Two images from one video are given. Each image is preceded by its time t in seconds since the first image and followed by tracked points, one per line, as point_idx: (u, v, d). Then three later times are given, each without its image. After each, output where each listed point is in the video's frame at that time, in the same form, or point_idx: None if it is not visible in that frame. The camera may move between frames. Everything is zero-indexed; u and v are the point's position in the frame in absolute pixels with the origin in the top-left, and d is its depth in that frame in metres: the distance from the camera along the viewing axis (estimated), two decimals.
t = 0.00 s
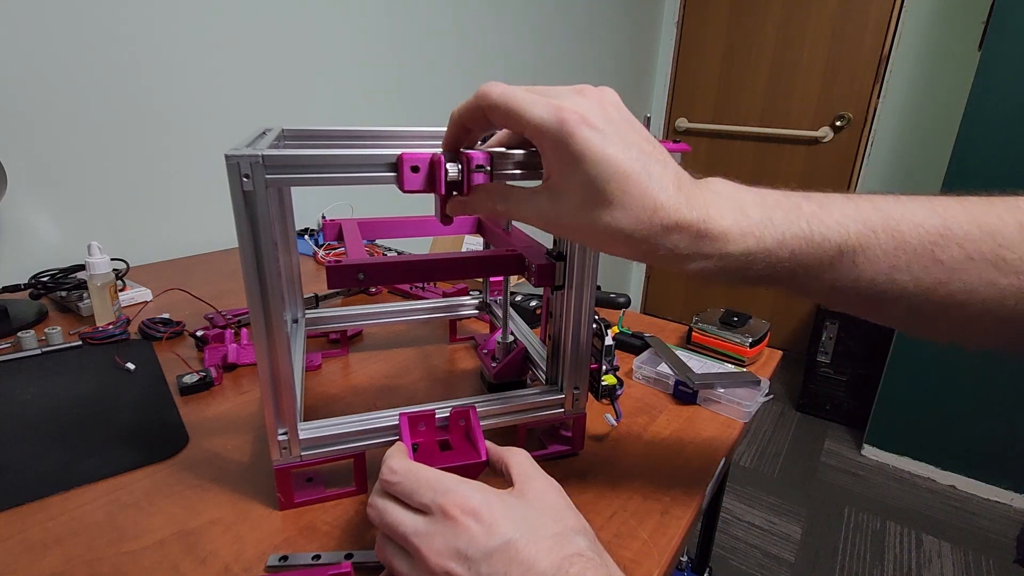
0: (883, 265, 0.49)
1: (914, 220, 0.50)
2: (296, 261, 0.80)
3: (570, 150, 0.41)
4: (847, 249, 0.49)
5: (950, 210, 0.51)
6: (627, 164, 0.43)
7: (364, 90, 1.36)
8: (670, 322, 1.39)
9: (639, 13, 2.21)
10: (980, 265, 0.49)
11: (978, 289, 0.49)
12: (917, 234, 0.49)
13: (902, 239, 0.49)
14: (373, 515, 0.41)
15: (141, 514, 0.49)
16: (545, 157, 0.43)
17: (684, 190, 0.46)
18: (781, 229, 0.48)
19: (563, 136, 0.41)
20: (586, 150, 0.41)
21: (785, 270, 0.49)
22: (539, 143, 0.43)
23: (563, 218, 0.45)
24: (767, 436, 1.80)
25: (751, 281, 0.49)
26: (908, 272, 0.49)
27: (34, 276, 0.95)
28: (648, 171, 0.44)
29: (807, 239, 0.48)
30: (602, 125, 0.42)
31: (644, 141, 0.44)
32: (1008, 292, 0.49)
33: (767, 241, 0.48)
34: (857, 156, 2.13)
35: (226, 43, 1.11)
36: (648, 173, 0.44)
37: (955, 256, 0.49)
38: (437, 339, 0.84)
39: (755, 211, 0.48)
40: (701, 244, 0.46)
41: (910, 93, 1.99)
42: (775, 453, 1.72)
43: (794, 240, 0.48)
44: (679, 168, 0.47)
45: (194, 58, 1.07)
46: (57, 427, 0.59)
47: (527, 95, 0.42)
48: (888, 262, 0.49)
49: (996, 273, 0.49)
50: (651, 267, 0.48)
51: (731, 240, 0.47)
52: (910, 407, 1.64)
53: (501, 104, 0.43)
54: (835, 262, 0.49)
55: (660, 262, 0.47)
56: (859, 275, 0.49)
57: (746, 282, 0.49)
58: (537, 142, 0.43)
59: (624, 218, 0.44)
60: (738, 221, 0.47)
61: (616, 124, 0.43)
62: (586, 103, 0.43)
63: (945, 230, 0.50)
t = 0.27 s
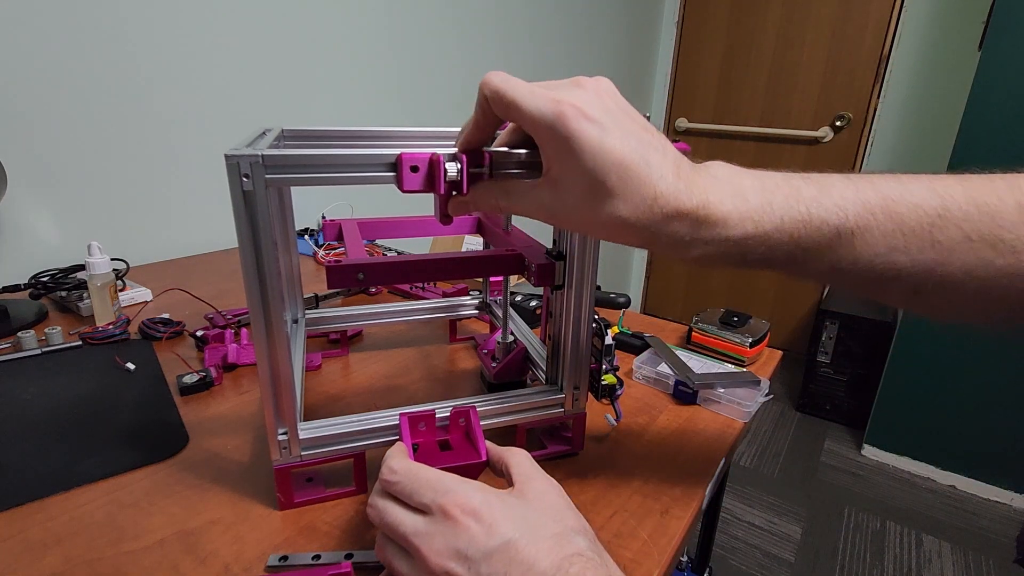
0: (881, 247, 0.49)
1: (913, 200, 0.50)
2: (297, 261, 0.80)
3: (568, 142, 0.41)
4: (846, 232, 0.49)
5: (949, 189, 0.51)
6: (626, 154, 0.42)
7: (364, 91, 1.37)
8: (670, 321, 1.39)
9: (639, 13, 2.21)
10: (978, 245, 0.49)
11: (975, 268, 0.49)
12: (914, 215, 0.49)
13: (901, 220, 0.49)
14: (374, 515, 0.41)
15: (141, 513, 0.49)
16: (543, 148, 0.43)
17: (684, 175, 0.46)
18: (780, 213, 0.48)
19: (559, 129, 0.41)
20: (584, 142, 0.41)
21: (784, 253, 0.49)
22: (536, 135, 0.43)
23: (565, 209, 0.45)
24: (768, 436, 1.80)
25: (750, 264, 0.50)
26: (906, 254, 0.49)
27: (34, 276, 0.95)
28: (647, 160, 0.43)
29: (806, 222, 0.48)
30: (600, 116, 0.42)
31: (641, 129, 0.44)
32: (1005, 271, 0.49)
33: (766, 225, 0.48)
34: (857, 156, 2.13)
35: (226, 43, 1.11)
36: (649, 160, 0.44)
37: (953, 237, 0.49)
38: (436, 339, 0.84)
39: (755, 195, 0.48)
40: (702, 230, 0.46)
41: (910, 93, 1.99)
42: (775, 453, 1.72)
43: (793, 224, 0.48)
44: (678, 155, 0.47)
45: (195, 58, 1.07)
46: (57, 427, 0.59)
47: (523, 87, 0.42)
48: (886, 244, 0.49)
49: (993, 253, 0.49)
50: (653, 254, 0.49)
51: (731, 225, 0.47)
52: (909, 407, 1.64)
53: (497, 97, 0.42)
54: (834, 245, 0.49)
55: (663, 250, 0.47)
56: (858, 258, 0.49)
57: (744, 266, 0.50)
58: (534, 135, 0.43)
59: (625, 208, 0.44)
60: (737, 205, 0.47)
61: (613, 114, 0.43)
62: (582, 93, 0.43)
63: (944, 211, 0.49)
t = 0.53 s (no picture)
0: (881, 245, 0.49)
1: (912, 200, 0.50)
2: (298, 260, 0.80)
3: (566, 140, 0.41)
4: (846, 229, 0.49)
5: (949, 189, 0.51)
6: (625, 151, 0.42)
7: (365, 91, 1.37)
8: (670, 321, 1.39)
9: (639, 13, 2.21)
10: (976, 245, 0.49)
11: (974, 268, 0.49)
12: (913, 215, 0.49)
13: (900, 219, 0.49)
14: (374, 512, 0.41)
15: (141, 513, 0.49)
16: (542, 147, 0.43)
17: (685, 173, 0.46)
18: (780, 210, 0.48)
19: (557, 126, 0.41)
20: (582, 140, 0.41)
21: (784, 251, 0.49)
22: (535, 134, 0.43)
23: (564, 207, 0.45)
24: (768, 436, 1.80)
25: (750, 262, 0.50)
26: (906, 253, 0.49)
27: (35, 275, 0.95)
28: (646, 157, 0.43)
29: (806, 219, 0.48)
30: (597, 113, 0.42)
31: (639, 127, 0.44)
32: (1003, 270, 0.49)
33: (766, 222, 0.48)
34: (857, 156, 2.13)
35: (227, 43, 1.11)
36: (648, 158, 0.44)
37: (952, 236, 0.49)
38: (437, 339, 0.84)
39: (755, 192, 0.48)
40: (701, 226, 0.46)
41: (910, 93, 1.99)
42: (775, 453, 1.72)
43: (793, 221, 0.48)
44: (676, 152, 0.47)
45: (195, 58, 1.07)
46: (57, 427, 0.59)
47: (521, 86, 0.42)
48: (886, 242, 0.49)
49: (992, 253, 0.49)
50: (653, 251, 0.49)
51: (730, 222, 0.47)
52: (909, 406, 1.64)
53: (495, 96, 0.43)
54: (833, 244, 0.49)
55: (664, 247, 0.47)
56: (857, 257, 0.49)
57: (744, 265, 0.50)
58: (533, 134, 0.43)
59: (623, 205, 0.44)
60: (737, 202, 0.47)
61: (611, 111, 0.43)
62: (580, 91, 0.43)
63: (943, 210, 0.50)
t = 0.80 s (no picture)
0: (882, 251, 0.49)
1: (913, 208, 0.50)
2: (299, 259, 0.81)
3: (566, 139, 0.41)
4: (847, 234, 0.49)
5: (949, 199, 0.51)
6: (625, 151, 0.42)
7: (366, 90, 1.37)
8: (670, 321, 1.39)
9: (639, 12, 2.21)
10: (977, 254, 0.49)
11: (975, 276, 0.49)
12: (914, 223, 0.49)
13: (901, 226, 0.49)
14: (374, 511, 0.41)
15: (141, 513, 0.49)
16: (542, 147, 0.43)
17: (684, 175, 0.46)
18: (781, 213, 0.48)
19: (557, 126, 0.41)
20: (582, 140, 0.41)
21: (785, 254, 0.49)
22: (535, 133, 0.43)
23: (563, 208, 0.45)
24: (768, 436, 1.80)
25: (751, 264, 0.49)
26: (907, 259, 0.49)
27: (34, 276, 0.95)
28: (645, 157, 0.43)
29: (807, 223, 0.48)
30: (597, 112, 0.42)
31: (639, 127, 0.44)
32: (1004, 280, 0.49)
33: (767, 225, 0.48)
34: (857, 156, 2.13)
35: (227, 43, 1.11)
36: (648, 158, 0.44)
37: (953, 244, 0.49)
38: (437, 339, 0.84)
39: (755, 195, 0.48)
40: (700, 227, 0.46)
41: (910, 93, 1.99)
42: (775, 453, 1.72)
43: (793, 224, 0.48)
44: (676, 153, 0.47)
45: (194, 58, 1.07)
46: (57, 427, 0.59)
47: (520, 85, 0.42)
48: (887, 248, 0.49)
49: (993, 262, 0.49)
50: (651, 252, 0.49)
51: (731, 223, 0.47)
52: (909, 407, 1.64)
53: (496, 96, 0.43)
54: (833, 249, 0.49)
55: (663, 248, 0.47)
56: (858, 262, 0.49)
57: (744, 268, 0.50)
58: (533, 133, 0.43)
59: (622, 205, 0.44)
60: (738, 205, 0.47)
61: (610, 111, 0.43)
62: (580, 90, 0.43)
63: (944, 219, 0.50)
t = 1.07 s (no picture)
0: (882, 250, 0.49)
1: (913, 207, 0.50)
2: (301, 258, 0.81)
3: (565, 138, 0.41)
4: (847, 234, 0.49)
5: (949, 199, 0.51)
6: (623, 150, 0.42)
7: (366, 90, 1.37)
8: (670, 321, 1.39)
9: (639, 12, 2.21)
10: (977, 254, 0.49)
11: (975, 277, 0.49)
12: (914, 223, 0.49)
13: (901, 226, 0.49)
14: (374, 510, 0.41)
15: (141, 513, 0.49)
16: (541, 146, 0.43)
17: (684, 175, 0.46)
18: (781, 213, 0.48)
19: (557, 125, 0.41)
20: (581, 139, 0.41)
21: (785, 254, 0.49)
22: (534, 133, 0.43)
23: (563, 207, 0.45)
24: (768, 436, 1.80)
25: (751, 264, 0.49)
26: (908, 260, 0.49)
27: (34, 276, 0.95)
28: (644, 156, 0.43)
29: (807, 222, 0.48)
30: (596, 112, 0.42)
31: (638, 127, 0.44)
32: (1005, 281, 0.49)
33: (766, 224, 0.48)
34: (857, 156, 2.13)
35: (228, 43, 1.11)
36: (646, 158, 0.44)
37: (953, 244, 0.49)
38: (437, 339, 0.84)
39: (754, 194, 0.48)
40: (700, 227, 0.46)
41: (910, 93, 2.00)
42: (775, 453, 1.72)
43: (793, 223, 0.48)
44: (675, 153, 0.47)
45: (195, 59, 1.07)
46: (57, 427, 0.59)
47: (520, 85, 0.42)
48: (887, 248, 0.49)
49: (993, 263, 0.49)
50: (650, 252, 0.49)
51: (730, 223, 0.47)
52: (909, 407, 1.64)
53: (495, 95, 0.43)
54: (833, 249, 0.49)
55: (662, 248, 0.47)
56: (858, 262, 0.49)
57: (745, 268, 0.50)
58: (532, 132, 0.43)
59: (621, 205, 0.44)
60: (737, 204, 0.47)
61: (609, 110, 0.43)
62: (579, 90, 0.43)
63: (944, 218, 0.50)
